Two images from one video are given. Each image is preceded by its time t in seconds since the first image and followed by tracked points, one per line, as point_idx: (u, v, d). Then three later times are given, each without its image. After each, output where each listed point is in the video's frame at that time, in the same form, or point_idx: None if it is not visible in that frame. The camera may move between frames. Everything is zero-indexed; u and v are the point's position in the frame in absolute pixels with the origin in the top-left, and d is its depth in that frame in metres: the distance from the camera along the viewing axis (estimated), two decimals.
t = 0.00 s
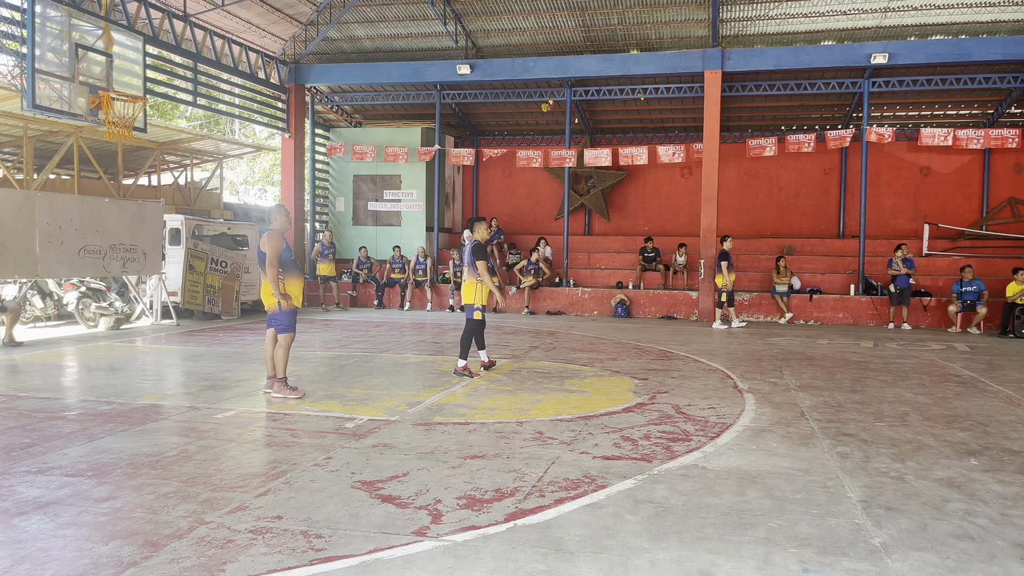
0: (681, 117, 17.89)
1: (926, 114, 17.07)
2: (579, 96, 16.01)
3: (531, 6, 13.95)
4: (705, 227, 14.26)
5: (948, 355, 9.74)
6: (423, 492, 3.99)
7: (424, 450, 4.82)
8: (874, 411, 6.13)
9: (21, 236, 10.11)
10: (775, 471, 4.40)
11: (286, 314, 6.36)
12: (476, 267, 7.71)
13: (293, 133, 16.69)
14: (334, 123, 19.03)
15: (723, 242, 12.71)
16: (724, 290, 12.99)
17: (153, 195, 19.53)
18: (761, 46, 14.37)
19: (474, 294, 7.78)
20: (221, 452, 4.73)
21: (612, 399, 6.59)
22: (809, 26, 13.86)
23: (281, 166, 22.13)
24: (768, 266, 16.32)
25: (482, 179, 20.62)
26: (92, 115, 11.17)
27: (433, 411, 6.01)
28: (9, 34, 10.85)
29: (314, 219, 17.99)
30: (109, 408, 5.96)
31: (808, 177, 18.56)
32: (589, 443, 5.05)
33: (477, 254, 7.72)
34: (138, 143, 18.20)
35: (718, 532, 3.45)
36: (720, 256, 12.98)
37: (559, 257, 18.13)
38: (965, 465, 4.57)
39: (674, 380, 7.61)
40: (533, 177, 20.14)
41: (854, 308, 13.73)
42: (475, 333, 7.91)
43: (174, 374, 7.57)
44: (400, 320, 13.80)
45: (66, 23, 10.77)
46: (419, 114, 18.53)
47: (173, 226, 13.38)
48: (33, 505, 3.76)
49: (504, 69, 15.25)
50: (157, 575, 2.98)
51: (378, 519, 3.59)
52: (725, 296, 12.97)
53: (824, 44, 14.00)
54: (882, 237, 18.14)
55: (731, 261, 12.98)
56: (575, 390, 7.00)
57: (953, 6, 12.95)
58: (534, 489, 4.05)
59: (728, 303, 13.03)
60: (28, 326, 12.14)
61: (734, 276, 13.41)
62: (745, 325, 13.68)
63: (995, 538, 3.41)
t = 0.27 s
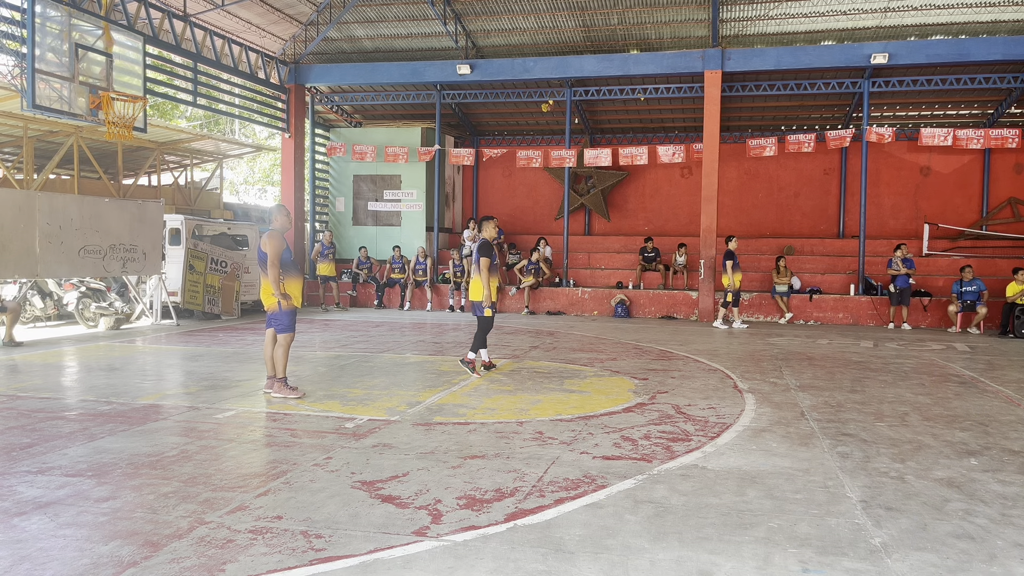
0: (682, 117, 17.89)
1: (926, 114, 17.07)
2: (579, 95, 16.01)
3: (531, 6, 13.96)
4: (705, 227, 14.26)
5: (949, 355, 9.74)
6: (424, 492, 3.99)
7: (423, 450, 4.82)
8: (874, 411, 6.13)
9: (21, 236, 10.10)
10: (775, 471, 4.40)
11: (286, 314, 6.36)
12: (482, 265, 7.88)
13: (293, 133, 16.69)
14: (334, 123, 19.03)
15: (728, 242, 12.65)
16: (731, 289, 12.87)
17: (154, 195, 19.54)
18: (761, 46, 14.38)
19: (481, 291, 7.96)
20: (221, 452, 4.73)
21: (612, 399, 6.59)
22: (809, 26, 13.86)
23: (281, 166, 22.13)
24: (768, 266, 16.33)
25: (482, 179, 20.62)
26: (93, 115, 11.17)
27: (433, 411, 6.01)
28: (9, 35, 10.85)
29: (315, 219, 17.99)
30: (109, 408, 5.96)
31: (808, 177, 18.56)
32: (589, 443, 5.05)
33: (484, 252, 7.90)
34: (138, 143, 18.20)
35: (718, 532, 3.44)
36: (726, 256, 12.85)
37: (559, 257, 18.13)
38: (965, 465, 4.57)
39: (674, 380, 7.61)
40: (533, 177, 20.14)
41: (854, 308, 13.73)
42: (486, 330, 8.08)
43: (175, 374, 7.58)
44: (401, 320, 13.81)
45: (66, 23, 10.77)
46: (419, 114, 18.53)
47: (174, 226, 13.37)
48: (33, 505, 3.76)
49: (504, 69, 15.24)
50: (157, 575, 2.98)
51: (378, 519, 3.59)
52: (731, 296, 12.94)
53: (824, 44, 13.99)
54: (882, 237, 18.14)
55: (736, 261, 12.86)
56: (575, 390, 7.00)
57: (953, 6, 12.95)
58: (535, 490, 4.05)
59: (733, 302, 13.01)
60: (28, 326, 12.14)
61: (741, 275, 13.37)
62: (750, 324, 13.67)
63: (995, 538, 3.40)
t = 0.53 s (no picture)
0: (682, 117, 17.89)
1: (926, 114, 17.07)
2: (579, 95, 16.01)
3: (531, 6, 13.96)
4: (705, 227, 14.26)
5: (949, 355, 9.73)
6: (424, 492, 3.99)
7: (423, 450, 4.82)
8: (874, 411, 6.13)
9: (21, 236, 10.11)
10: (775, 471, 4.40)
11: (286, 314, 6.35)
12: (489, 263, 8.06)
13: (293, 133, 16.69)
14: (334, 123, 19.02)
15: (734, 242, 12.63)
16: (737, 289, 12.85)
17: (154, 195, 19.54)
18: (761, 46, 14.38)
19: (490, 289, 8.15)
20: (221, 452, 4.73)
21: (612, 399, 6.59)
22: (809, 26, 13.86)
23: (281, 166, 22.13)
24: (768, 266, 16.33)
25: (482, 179, 20.62)
26: (93, 115, 11.17)
27: (433, 411, 6.01)
28: (9, 35, 10.85)
29: (315, 219, 17.99)
30: (109, 408, 5.96)
31: (808, 177, 18.56)
32: (589, 443, 5.05)
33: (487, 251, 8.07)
34: (138, 143, 18.21)
35: (718, 532, 3.44)
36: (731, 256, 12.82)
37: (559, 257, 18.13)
38: (966, 465, 4.56)
39: (674, 380, 7.61)
40: (533, 177, 20.15)
41: (854, 308, 13.73)
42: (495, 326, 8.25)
43: (175, 374, 7.58)
44: (401, 320, 13.81)
45: (66, 23, 10.77)
46: (419, 113, 18.53)
47: (174, 226, 13.37)
48: (33, 505, 3.76)
49: (504, 69, 15.24)
50: (157, 575, 2.98)
51: (378, 519, 3.59)
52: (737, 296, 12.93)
53: (824, 44, 13.99)
54: (882, 237, 18.14)
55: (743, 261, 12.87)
56: (575, 390, 6.99)
57: (953, 6, 12.95)
58: (535, 490, 4.05)
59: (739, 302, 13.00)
60: (28, 326, 12.13)
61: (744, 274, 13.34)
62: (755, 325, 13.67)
63: (995, 538, 3.40)
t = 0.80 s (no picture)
0: (682, 117, 17.89)
1: (926, 114, 17.07)
2: (579, 95, 16.00)
3: (531, 6, 13.95)
4: (705, 227, 14.27)
5: (949, 355, 9.73)
6: (424, 492, 3.99)
7: (423, 450, 4.82)
8: (874, 411, 6.12)
9: (21, 236, 10.10)
10: (775, 471, 4.40)
11: (286, 314, 6.35)
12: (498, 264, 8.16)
13: (293, 133, 16.69)
14: (334, 122, 19.03)
15: (736, 242, 12.64)
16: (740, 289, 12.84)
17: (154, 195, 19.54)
18: (761, 46, 14.38)
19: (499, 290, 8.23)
20: (221, 452, 4.73)
21: (612, 399, 6.59)
22: (809, 26, 13.86)
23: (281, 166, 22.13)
24: (768, 266, 16.33)
25: (482, 180, 20.63)
26: (93, 115, 11.17)
27: (433, 411, 6.01)
28: (9, 35, 10.85)
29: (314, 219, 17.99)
30: (109, 408, 5.96)
31: (808, 177, 18.56)
32: (589, 443, 5.05)
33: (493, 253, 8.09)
34: (138, 143, 18.20)
35: (718, 532, 3.45)
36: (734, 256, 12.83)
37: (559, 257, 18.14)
38: (966, 465, 4.56)
39: (674, 380, 7.61)
40: (533, 177, 20.16)
41: (854, 308, 13.73)
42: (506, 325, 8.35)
43: (175, 374, 7.58)
44: (401, 320, 13.80)
45: (66, 23, 10.77)
46: (419, 113, 18.53)
47: (174, 226, 13.37)
48: (33, 505, 3.76)
49: (504, 69, 15.24)
50: (157, 575, 2.98)
51: (378, 519, 3.59)
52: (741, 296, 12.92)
53: (824, 44, 14.00)
54: (882, 237, 18.13)
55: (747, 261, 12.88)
56: (575, 390, 6.99)
57: (953, 6, 12.95)
58: (534, 490, 4.05)
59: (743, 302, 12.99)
60: (28, 326, 12.13)
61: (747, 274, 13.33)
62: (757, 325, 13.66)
63: (995, 538, 3.40)
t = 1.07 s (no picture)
0: (682, 117, 17.90)
1: (926, 114, 17.08)
2: (579, 95, 16.00)
3: (531, 6, 13.95)
4: (705, 227, 14.27)
5: (949, 355, 9.73)
6: (423, 492, 3.99)
7: (423, 450, 4.82)
8: (874, 411, 6.12)
9: (21, 236, 10.10)
10: (775, 471, 4.40)
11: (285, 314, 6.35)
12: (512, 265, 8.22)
13: (293, 133, 16.70)
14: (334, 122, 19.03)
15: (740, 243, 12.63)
16: (744, 289, 12.82)
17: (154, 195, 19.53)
18: (761, 46, 14.38)
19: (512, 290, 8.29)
20: (221, 452, 4.72)
21: (612, 399, 6.59)
22: (809, 26, 13.86)
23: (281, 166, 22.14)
24: (768, 266, 16.33)
25: (482, 180, 20.64)
26: (93, 115, 11.17)
27: (433, 411, 6.01)
28: (9, 35, 10.85)
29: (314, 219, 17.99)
30: (109, 408, 5.96)
31: (808, 177, 18.56)
32: (589, 443, 5.05)
33: (510, 255, 8.12)
34: (138, 143, 18.20)
35: (718, 532, 3.45)
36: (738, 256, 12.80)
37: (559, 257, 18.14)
38: (966, 465, 4.56)
39: (674, 380, 7.61)
40: (533, 177, 20.17)
41: (854, 308, 13.73)
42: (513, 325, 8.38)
43: (175, 374, 7.57)
44: (401, 320, 13.80)
45: (66, 23, 10.77)
46: (419, 114, 18.54)
47: (174, 226, 13.37)
48: (33, 505, 3.76)
49: (504, 69, 15.24)
50: (157, 575, 2.98)
51: (378, 519, 3.59)
52: (745, 296, 12.91)
53: (824, 44, 14.00)
54: (882, 236, 18.13)
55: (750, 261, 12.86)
56: (575, 390, 6.99)
57: (953, 6, 12.95)
58: (534, 490, 4.05)
59: (746, 302, 12.99)
60: (28, 326, 12.13)
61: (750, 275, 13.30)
62: (758, 325, 13.65)
63: (995, 538, 3.40)
